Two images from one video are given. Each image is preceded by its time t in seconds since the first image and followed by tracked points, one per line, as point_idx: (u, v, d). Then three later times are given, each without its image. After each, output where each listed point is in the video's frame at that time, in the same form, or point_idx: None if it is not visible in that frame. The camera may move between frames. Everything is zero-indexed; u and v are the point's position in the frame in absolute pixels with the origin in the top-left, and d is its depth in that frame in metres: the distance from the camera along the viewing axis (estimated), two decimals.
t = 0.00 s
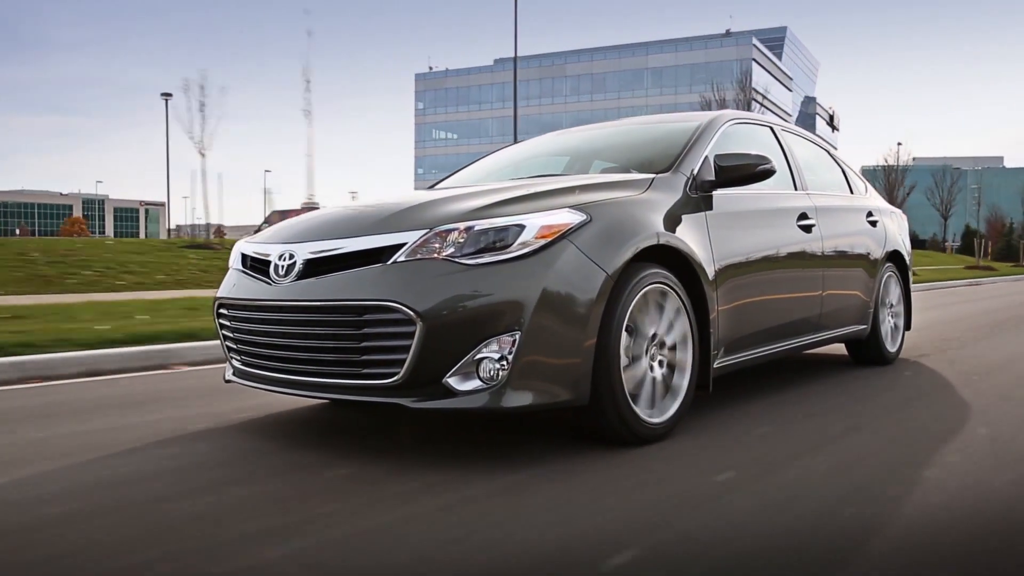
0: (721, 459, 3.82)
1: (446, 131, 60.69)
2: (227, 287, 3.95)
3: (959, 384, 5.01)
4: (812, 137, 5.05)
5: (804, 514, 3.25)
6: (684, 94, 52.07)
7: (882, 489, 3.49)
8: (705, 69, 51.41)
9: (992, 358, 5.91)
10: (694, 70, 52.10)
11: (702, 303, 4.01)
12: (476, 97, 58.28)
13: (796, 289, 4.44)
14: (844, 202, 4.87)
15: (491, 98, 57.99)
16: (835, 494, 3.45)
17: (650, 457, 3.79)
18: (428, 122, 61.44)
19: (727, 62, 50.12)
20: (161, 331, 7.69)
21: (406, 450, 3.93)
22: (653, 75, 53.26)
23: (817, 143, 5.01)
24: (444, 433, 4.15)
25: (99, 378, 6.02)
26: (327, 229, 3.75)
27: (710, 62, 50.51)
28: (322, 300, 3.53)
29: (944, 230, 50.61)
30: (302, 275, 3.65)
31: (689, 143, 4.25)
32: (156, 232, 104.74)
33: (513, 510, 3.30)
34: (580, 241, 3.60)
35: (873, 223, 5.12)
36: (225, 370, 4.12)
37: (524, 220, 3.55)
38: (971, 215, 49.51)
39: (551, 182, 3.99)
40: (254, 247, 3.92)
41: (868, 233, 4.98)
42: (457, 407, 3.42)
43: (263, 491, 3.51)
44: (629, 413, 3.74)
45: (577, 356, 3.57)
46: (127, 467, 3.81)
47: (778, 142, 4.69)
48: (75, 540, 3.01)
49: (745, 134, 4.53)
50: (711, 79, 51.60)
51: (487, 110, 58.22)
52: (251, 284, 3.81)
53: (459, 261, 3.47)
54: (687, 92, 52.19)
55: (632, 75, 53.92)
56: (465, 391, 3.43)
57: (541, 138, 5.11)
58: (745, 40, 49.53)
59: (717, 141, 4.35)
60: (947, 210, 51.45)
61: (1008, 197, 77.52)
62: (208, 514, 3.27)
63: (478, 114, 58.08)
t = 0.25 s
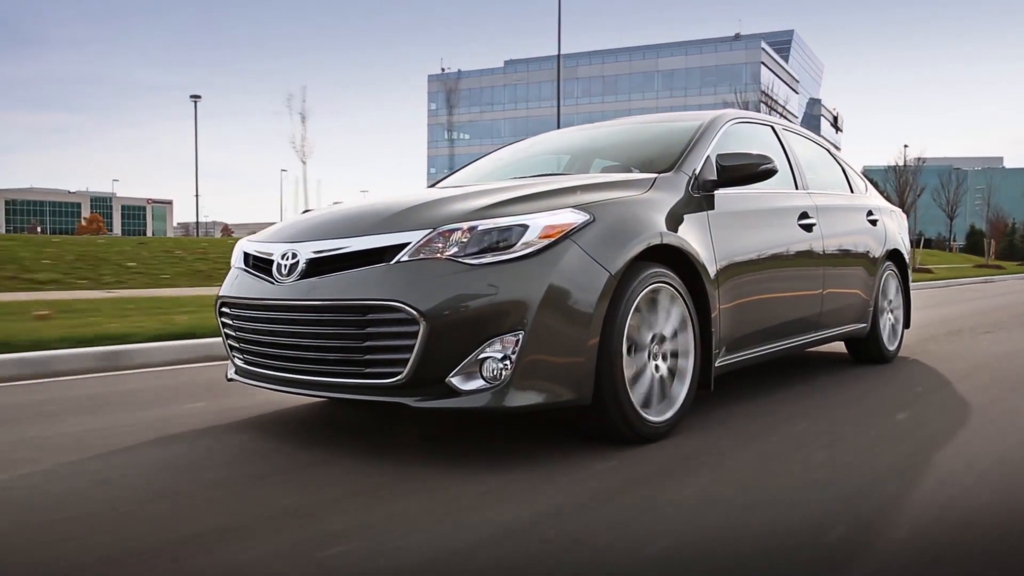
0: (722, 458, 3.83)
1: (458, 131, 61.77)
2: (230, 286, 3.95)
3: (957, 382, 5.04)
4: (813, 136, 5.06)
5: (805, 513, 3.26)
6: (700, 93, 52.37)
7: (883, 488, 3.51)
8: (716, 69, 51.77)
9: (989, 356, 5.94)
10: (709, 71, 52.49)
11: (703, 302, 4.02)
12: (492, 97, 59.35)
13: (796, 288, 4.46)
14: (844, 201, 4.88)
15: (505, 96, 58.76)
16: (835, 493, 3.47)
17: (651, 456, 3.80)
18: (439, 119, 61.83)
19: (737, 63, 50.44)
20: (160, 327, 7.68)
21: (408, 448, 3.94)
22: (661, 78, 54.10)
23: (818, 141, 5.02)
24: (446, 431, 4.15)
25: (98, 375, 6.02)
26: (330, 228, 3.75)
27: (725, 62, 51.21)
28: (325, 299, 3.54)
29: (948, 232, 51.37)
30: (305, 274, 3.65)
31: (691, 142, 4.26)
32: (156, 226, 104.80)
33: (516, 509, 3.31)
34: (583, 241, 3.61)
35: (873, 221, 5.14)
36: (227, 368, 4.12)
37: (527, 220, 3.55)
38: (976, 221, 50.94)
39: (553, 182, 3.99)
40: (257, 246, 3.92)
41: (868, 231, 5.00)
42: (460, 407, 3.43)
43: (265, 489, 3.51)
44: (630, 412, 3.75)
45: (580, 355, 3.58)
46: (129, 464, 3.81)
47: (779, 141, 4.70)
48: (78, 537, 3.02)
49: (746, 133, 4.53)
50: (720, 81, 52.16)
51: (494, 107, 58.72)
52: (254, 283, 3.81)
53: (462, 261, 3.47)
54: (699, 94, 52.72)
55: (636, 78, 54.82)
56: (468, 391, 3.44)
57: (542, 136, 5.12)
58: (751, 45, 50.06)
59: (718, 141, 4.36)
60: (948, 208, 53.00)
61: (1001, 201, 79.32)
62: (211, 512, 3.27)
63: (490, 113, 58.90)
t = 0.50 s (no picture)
0: (722, 458, 3.84)
1: (461, 131, 62.10)
2: (231, 284, 3.95)
3: (955, 383, 5.05)
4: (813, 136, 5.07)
5: (805, 513, 3.28)
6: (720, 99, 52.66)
7: (882, 488, 3.53)
8: (724, 72, 52.38)
9: (987, 357, 5.95)
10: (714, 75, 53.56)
11: (704, 302, 4.03)
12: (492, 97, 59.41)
13: (796, 288, 4.47)
14: (843, 201, 4.90)
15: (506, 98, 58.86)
16: (836, 492, 3.48)
17: (652, 456, 3.81)
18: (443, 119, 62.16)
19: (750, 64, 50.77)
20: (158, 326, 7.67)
21: (409, 447, 3.94)
22: (673, 80, 54.38)
23: (818, 141, 5.03)
24: (447, 431, 4.16)
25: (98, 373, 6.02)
26: (332, 227, 3.75)
27: (725, 67, 52.17)
28: (327, 298, 3.53)
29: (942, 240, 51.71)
30: (307, 273, 3.65)
31: (693, 142, 4.27)
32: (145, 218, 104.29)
33: (517, 508, 3.31)
34: (585, 241, 3.61)
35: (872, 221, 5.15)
36: (227, 366, 4.12)
37: (530, 220, 3.55)
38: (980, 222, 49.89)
39: (556, 181, 3.99)
40: (259, 245, 3.92)
41: (867, 231, 5.01)
42: (462, 406, 3.44)
43: (266, 487, 3.51)
44: (631, 412, 3.76)
45: (582, 355, 3.58)
46: (129, 462, 3.81)
47: (780, 141, 4.71)
48: (79, 535, 3.02)
49: (747, 133, 4.54)
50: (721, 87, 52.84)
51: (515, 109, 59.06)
52: (256, 281, 3.81)
53: (464, 260, 3.47)
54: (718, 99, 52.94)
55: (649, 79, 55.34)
56: (470, 390, 3.44)
57: (542, 135, 5.12)
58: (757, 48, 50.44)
59: (720, 141, 4.37)
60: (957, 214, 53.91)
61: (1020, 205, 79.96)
62: (213, 510, 3.28)
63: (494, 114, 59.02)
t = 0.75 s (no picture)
0: (722, 459, 3.86)
1: (457, 129, 62.42)
2: (232, 285, 3.94)
3: (953, 383, 5.07)
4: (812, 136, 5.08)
5: (805, 512, 3.29)
6: (733, 100, 53.76)
7: (880, 488, 3.55)
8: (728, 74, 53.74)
9: (984, 356, 5.98)
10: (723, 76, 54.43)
11: (704, 303, 4.04)
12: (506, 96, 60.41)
13: (795, 289, 4.49)
14: (841, 200, 4.91)
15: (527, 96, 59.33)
16: (836, 492, 3.50)
17: (653, 457, 3.82)
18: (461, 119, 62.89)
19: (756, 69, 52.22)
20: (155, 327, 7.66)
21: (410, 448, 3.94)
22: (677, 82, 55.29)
23: (816, 142, 5.05)
24: (448, 432, 4.16)
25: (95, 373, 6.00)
26: (334, 227, 3.74)
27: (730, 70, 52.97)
28: (329, 299, 3.53)
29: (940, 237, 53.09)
30: (309, 274, 3.64)
31: (693, 143, 4.27)
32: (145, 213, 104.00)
33: (519, 509, 3.31)
34: (587, 242, 3.61)
35: (869, 221, 5.17)
36: (227, 367, 4.11)
37: (532, 221, 3.55)
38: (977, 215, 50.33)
39: (558, 182, 3.99)
40: (260, 245, 3.91)
41: (864, 231, 5.03)
42: (464, 407, 3.43)
43: (267, 488, 3.51)
44: (632, 413, 3.77)
45: (583, 355, 3.59)
46: (129, 464, 3.80)
47: (779, 142, 4.72)
48: (79, 536, 3.01)
49: (747, 133, 4.56)
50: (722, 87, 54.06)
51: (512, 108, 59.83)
52: (258, 282, 3.80)
53: (467, 262, 3.47)
54: (731, 101, 54.08)
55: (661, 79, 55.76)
56: (472, 391, 3.44)
57: (540, 135, 5.12)
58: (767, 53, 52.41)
59: (720, 141, 4.38)
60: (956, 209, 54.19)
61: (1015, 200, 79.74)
62: (214, 511, 3.27)
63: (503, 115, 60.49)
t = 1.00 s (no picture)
0: (722, 460, 3.87)
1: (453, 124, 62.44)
2: (233, 286, 3.95)
3: (949, 384, 5.10)
4: (810, 137, 5.10)
5: (804, 513, 3.31)
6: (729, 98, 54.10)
7: (878, 489, 3.57)
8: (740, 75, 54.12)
9: (980, 357, 6.01)
10: (721, 74, 54.70)
11: (704, 305, 4.06)
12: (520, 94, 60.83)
13: (793, 290, 4.51)
14: (839, 201, 4.94)
15: (529, 96, 59.76)
16: (835, 493, 3.53)
17: (652, 459, 3.84)
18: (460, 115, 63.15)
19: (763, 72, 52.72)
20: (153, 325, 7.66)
21: (411, 450, 3.95)
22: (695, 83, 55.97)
23: (815, 143, 5.06)
24: (449, 433, 4.17)
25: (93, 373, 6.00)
26: (336, 229, 3.74)
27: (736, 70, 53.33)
28: (330, 301, 3.53)
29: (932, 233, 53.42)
30: (310, 276, 3.64)
31: (693, 145, 4.28)
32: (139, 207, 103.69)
33: (520, 510, 3.32)
34: (588, 245, 3.62)
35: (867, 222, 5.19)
36: (227, 368, 4.11)
37: (533, 224, 3.56)
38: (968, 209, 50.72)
39: (559, 184, 4.00)
40: (261, 246, 3.91)
41: (862, 232, 5.05)
42: (465, 409, 3.44)
43: (268, 489, 3.51)
44: (632, 414, 3.79)
45: (584, 357, 3.60)
46: (129, 464, 3.80)
47: (778, 144, 4.74)
48: (81, 536, 3.01)
49: (746, 135, 4.57)
50: (726, 86, 54.53)
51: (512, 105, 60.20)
52: (259, 284, 3.80)
53: (468, 264, 3.47)
54: (729, 100, 54.45)
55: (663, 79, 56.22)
56: (474, 394, 3.45)
57: (539, 135, 5.12)
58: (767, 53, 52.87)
59: (719, 143, 4.39)
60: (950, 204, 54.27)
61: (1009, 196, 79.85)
62: (214, 512, 3.27)
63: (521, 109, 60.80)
